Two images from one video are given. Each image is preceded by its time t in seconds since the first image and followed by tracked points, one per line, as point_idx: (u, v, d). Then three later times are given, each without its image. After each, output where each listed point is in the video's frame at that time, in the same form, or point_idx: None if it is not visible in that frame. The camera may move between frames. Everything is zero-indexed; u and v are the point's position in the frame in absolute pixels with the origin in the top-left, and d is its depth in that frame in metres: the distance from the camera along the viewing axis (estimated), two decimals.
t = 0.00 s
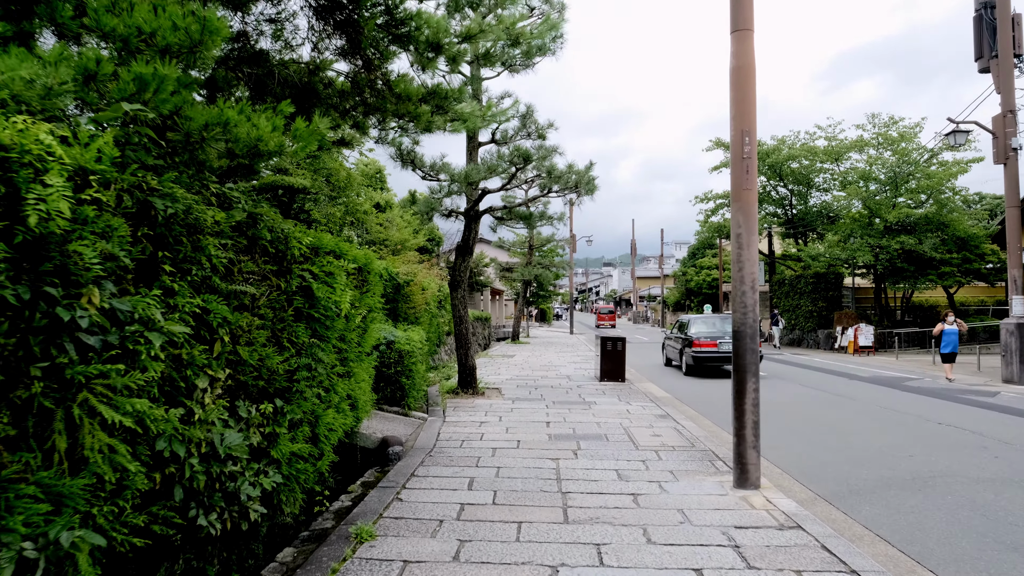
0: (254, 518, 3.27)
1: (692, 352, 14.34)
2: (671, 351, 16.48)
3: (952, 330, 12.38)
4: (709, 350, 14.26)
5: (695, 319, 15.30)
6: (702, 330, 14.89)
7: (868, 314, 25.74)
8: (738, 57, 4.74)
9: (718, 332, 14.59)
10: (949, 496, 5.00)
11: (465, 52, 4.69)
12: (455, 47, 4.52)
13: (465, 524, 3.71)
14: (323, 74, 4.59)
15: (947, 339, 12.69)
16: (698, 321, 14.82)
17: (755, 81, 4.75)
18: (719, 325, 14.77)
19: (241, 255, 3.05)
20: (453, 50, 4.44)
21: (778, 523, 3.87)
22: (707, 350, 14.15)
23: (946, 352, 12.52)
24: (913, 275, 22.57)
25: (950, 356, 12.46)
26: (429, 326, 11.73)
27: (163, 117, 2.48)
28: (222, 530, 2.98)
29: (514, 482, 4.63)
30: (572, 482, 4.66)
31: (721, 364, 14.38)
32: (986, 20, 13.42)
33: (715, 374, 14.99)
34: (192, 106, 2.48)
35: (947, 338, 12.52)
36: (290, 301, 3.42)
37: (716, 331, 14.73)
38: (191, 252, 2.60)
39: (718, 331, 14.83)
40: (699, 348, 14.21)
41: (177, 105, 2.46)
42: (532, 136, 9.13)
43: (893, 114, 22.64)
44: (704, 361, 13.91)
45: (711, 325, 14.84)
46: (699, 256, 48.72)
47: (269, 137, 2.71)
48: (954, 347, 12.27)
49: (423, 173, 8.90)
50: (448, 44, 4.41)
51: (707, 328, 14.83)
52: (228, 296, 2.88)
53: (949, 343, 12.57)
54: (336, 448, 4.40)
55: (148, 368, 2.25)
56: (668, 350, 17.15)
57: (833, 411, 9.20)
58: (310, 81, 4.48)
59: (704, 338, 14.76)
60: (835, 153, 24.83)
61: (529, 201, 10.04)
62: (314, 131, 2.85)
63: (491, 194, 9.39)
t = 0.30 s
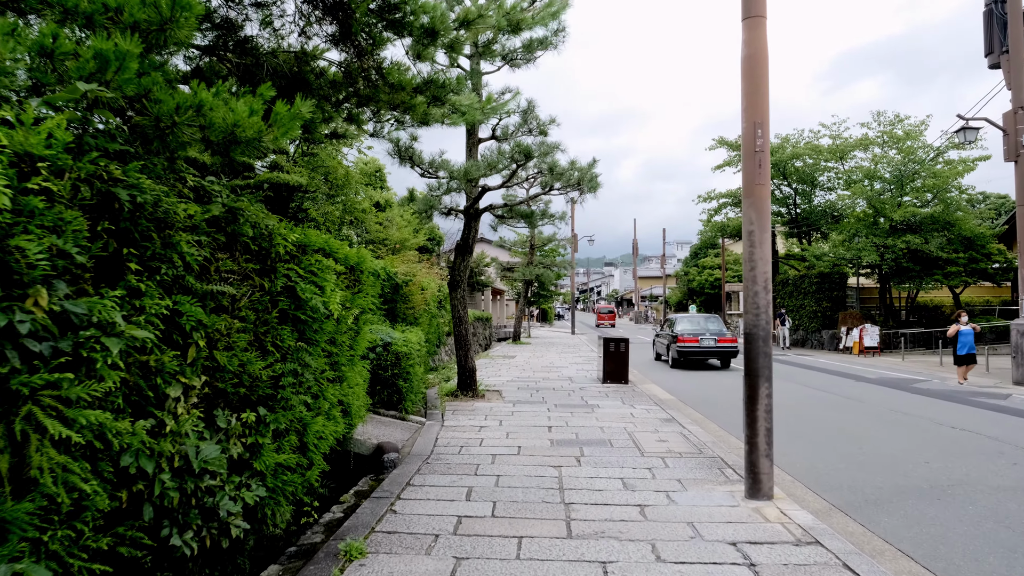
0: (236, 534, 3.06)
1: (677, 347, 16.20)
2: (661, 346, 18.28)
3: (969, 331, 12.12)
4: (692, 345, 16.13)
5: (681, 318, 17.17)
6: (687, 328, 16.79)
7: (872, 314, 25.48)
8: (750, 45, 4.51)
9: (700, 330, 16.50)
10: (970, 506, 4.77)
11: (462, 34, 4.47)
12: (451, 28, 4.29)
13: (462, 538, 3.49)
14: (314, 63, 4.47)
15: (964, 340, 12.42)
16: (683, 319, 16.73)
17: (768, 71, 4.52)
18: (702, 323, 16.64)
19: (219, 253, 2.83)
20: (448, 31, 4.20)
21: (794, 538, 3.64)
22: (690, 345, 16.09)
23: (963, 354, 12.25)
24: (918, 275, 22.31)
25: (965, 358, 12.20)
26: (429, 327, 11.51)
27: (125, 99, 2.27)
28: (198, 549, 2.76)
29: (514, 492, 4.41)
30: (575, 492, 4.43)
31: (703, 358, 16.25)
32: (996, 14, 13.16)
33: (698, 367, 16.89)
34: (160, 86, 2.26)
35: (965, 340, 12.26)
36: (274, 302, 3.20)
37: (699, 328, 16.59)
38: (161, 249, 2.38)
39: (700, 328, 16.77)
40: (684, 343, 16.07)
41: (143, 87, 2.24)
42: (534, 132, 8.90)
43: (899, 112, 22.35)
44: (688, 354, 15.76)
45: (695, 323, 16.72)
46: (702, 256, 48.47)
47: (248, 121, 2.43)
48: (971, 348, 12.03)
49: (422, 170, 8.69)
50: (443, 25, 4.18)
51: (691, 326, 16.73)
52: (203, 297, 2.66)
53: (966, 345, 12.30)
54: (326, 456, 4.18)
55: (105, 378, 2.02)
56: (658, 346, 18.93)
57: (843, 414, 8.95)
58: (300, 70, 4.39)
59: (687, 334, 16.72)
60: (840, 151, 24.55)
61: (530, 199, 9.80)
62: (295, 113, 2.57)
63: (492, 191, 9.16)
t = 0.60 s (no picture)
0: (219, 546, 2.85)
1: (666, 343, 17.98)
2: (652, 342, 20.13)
3: (988, 332, 11.85)
4: (678, 340, 17.94)
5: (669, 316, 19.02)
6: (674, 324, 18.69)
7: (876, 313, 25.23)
8: (763, 27, 4.28)
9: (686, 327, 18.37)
10: (995, 512, 4.54)
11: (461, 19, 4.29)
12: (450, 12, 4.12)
13: (460, 549, 3.27)
14: (305, 48, 4.33)
15: (982, 341, 12.19)
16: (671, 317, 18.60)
17: (782, 55, 4.29)
18: (688, 320, 18.54)
19: (195, 242, 2.62)
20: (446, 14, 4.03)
21: (814, 549, 3.41)
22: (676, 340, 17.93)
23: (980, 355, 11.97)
24: (923, 274, 22.08)
25: (984, 359, 11.90)
26: (428, 327, 11.29)
27: (87, 72, 2.06)
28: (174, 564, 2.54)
29: (515, 499, 4.18)
30: (580, 498, 4.21)
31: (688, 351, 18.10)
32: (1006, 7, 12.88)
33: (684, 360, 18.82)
34: (128, 58, 2.06)
35: (983, 341, 12.00)
36: (258, 296, 2.98)
37: (685, 324, 18.53)
38: (128, 237, 2.17)
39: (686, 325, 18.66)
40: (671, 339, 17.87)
41: (106, 57, 2.03)
42: (535, 126, 8.67)
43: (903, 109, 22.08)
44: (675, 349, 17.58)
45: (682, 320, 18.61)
46: (704, 255, 48.17)
47: (224, 96, 2.23)
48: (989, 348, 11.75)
49: (420, 164, 8.47)
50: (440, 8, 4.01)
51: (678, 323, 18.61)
52: (177, 290, 2.45)
53: (984, 346, 12.03)
54: (318, 461, 3.96)
55: (56, 379, 1.80)
56: (650, 342, 20.78)
57: (853, 416, 8.71)
58: (291, 56, 4.24)
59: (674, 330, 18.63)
60: (844, 149, 24.29)
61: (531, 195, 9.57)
62: (275, 87, 2.35)
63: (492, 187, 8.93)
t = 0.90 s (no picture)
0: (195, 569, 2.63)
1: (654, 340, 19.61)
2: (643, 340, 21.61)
3: (1009, 333, 11.56)
4: (666, 338, 19.53)
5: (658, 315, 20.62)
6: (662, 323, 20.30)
7: (880, 313, 25.00)
8: (777, 15, 4.05)
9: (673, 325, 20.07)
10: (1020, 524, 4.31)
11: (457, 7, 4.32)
12: None
13: (458, 570, 3.05)
14: (296, 36, 4.26)
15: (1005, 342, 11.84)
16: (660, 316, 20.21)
17: (798, 43, 4.06)
18: (676, 319, 20.21)
19: (167, 240, 2.41)
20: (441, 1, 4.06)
21: (835, 568, 3.19)
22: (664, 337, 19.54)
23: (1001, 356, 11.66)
24: (927, 274, 21.87)
25: (1004, 360, 11.60)
26: (427, 328, 11.06)
27: (37, 47, 1.88)
28: None
29: (515, 511, 3.96)
30: (584, 510, 3.99)
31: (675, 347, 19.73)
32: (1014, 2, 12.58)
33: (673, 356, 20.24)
34: (82, 31, 1.86)
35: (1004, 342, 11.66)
36: (239, 298, 2.77)
37: (673, 323, 20.19)
38: (85, 233, 1.96)
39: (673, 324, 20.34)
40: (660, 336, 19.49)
41: (59, 33, 1.85)
42: (536, 123, 8.44)
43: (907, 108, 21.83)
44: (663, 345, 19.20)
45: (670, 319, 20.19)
46: (705, 255, 47.92)
47: (192, 77, 2.07)
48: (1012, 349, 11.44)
49: (418, 162, 8.25)
50: None
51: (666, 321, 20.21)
52: (145, 292, 2.24)
53: (1006, 348, 11.70)
54: (306, 473, 3.74)
55: None
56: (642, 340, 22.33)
57: (862, 419, 8.48)
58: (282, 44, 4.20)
59: (664, 327, 20.29)
60: (847, 148, 24.06)
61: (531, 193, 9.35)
62: (250, 66, 2.16)
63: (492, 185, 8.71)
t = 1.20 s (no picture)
0: None
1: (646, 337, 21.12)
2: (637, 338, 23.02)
3: None
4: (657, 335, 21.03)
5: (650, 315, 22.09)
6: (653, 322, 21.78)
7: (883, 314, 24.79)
8: None
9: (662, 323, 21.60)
10: None
11: None
12: None
13: None
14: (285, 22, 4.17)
15: None
16: (652, 315, 21.65)
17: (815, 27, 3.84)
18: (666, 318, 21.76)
19: (133, 231, 2.19)
20: None
21: None
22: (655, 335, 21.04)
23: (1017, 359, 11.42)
24: (932, 274, 21.68)
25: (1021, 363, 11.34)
26: (425, 329, 10.84)
27: None
28: None
29: (515, 523, 3.73)
30: (588, 521, 3.77)
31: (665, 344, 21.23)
32: None
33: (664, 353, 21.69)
34: None
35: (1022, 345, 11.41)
36: (214, 296, 2.54)
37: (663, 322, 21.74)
38: (31, 222, 1.76)
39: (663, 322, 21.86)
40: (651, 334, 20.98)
41: None
42: (537, 118, 8.20)
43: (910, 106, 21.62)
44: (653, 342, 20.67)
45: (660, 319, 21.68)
46: (706, 255, 47.67)
47: (155, 46, 2.08)
48: None
49: (415, 157, 8.04)
50: None
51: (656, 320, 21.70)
52: (105, 289, 2.03)
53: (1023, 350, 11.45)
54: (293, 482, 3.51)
55: None
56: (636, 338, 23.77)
57: (872, 423, 8.25)
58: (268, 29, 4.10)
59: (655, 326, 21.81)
60: (850, 147, 23.85)
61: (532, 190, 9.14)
62: (217, 34, 2.18)
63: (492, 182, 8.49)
